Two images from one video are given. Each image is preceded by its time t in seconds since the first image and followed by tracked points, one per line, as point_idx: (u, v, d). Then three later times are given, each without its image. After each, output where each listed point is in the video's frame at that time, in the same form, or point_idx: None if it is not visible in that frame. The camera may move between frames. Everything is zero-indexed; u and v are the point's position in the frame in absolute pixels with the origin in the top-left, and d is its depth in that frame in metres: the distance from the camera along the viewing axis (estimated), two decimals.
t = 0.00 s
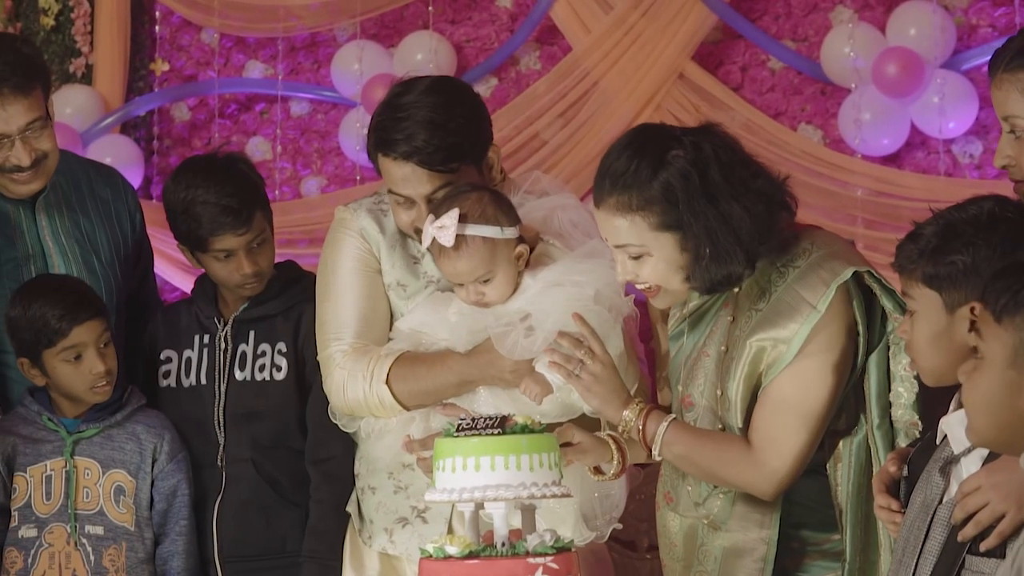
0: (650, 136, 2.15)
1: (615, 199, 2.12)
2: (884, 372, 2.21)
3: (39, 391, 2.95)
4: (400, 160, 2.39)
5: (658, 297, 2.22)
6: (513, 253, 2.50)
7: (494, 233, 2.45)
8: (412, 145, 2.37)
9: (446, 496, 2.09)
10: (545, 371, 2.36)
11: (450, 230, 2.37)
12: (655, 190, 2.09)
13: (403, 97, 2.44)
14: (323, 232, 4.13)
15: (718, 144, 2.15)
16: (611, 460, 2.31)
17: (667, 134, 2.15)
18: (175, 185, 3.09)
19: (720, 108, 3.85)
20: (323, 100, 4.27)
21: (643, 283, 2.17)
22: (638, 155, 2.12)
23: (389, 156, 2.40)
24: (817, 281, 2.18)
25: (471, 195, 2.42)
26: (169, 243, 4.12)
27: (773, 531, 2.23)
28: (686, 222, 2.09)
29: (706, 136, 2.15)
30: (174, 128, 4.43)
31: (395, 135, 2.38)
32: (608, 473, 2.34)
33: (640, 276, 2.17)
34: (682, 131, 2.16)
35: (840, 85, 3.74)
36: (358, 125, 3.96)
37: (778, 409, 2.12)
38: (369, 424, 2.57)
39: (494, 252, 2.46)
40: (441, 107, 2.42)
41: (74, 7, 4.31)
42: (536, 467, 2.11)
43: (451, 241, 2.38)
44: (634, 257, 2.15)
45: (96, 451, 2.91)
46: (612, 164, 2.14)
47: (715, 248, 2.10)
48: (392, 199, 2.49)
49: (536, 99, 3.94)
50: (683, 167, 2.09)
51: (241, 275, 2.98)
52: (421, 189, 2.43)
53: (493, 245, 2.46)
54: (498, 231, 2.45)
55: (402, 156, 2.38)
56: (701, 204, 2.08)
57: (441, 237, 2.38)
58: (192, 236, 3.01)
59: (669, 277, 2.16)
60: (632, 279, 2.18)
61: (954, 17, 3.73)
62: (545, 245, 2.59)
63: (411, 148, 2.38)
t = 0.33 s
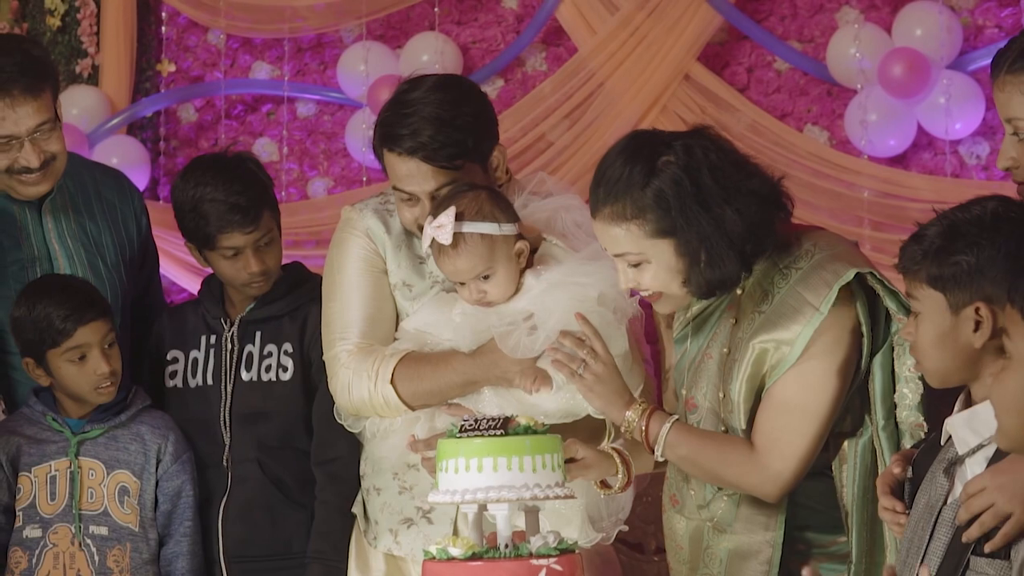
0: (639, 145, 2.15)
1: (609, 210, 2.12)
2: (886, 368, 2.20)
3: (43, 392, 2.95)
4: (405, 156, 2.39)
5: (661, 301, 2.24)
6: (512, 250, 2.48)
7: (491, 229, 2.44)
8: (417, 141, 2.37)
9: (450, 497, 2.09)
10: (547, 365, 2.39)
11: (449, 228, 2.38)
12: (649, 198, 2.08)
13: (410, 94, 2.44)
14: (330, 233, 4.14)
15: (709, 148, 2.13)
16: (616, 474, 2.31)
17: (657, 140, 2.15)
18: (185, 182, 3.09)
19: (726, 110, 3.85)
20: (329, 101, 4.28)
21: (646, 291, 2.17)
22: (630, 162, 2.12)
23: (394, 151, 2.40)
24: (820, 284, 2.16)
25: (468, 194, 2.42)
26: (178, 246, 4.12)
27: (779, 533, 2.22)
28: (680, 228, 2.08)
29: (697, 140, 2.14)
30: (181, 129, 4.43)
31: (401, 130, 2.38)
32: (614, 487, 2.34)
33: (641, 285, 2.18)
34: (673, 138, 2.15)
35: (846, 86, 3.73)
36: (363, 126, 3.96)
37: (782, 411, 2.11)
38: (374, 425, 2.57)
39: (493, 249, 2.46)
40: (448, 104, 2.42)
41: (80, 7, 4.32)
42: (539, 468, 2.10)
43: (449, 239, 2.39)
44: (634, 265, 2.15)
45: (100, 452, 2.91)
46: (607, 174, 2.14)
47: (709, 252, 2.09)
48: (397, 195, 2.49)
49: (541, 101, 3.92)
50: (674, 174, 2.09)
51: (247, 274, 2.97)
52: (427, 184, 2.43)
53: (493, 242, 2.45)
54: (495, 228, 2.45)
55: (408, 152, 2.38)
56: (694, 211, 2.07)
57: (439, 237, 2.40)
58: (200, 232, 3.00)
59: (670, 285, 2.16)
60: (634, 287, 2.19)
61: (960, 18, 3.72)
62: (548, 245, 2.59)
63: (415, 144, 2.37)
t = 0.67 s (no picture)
0: (638, 144, 2.14)
1: (609, 210, 2.12)
2: (888, 371, 2.20)
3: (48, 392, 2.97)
4: (404, 173, 2.38)
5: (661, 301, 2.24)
6: (521, 255, 2.50)
7: (501, 234, 2.46)
8: (415, 158, 2.36)
9: (453, 496, 2.09)
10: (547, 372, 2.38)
11: (458, 232, 2.38)
12: (648, 200, 2.08)
13: (408, 105, 2.41)
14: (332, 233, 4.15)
15: (707, 148, 2.13)
16: (619, 485, 2.31)
17: (654, 140, 2.14)
18: (186, 183, 3.08)
19: (729, 110, 3.85)
20: (332, 101, 4.28)
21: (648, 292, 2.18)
22: (629, 163, 2.12)
23: (392, 169, 2.39)
24: (821, 283, 2.17)
25: (479, 197, 2.43)
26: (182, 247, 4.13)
27: (779, 533, 2.22)
28: (678, 230, 2.08)
29: (697, 140, 2.14)
30: (184, 129, 4.43)
31: (398, 148, 2.37)
32: (617, 498, 2.32)
33: (643, 284, 2.18)
34: (672, 138, 2.14)
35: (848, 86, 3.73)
36: (365, 126, 3.97)
37: (785, 411, 2.11)
38: (377, 424, 2.57)
39: (502, 253, 2.47)
40: (445, 116, 2.39)
41: (83, 7, 4.32)
42: (542, 468, 2.10)
43: (459, 243, 2.39)
44: (634, 266, 2.16)
45: (103, 451, 2.91)
46: (605, 172, 2.13)
47: (707, 253, 2.09)
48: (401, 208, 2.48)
49: (543, 101, 3.92)
50: (673, 175, 2.08)
51: (249, 273, 2.97)
52: (427, 199, 2.42)
53: (502, 247, 2.46)
54: (505, 233, 2.46)
55: (405, 169, 2.37)
56: (693, 209, 2.07)
57: (450, 240, 2.39)
58: (203, 232, 3.00)
59: (669, 283, 2.16)
60: (636, 287, 2.19)
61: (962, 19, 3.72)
62: (555, 248, 2.59)
63: (413, 161, 2.36)
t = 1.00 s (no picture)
0: (654, 130, 2.16)
1: (625, 193, 2.13)
2: (892, 365, 2.20)
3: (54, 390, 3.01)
4: (405, 174, 2.40)
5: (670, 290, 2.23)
6: (520, 257, 2.48)
7: (499, 238, 2.44)
8: (415, 160, 2.37)
9: (455, 495, 2.10)
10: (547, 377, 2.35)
11: (457, 238, 2.37)
12: (663, 183, 2.09)
13: (410, 106, 2.42)
14: (330, 232, 4.15)
15: (725, 135, 2.15)
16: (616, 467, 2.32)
17: (671, 127, 2.16)
18: (190, 181, 3.07)
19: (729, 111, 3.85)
20: (332, 100, 4.29)
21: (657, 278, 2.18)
22: (644, 149, 2.14)
23: (393, 169, 2.40)
24: (830, 276, 2.17)
25: (478, 203, 2.43)
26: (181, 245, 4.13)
27: (778, 529, 2.22)
28: (691, 215, 2.10)
29: (713, 128, 2.16)
30: (183, 129, 4.42)
31: (400, 149, 2.38)
32: (614, 479, 2.33)
33: (653, 271, 2.18)
34: (687, 124, 2.16)
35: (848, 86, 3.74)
36: (365, 125, 3.97)
37: (789, 407, 2.10)
38: (377, 425, 2.57)
39: (501, 257, 2.45)
40: (446, 118, 2.40)
41: (84, 6, 4.21)
42: (544, 468, 2.11)
43: (458, 248, 2.38)
44: (645, 250, 2.16)
45: (106, 451, 2.92)
46: (620, 158, 2.15)
47: (721, 239, 2.11)
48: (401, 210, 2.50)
49: (544, 101, 3.93)
50: (690, 160, 2.10)
51: (251, 272, 2.97)
52: (428, 200, 2.44)
53: (501, 250, 2.45)
54: (503, 236, 2.44)
55: (406, 170, 2.39)
56: (708, 196, 2.09)
57: (449, 245, 2.38)
58: (205, 231, 2.99)
59: (680, 270, 2.17)
60: (645, 274, 2.18)
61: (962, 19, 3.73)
62: (555, 249, 2.58)
63: (414, 163, 2.38)
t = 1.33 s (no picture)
0: (677, 120, 2.17)
1: (648, 178, 2.13)
2: (898, 359, 2.21)
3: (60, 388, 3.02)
4: (406, 170, 2.40)
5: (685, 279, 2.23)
6: (524, 253, 2.47)
7: (504, 231, 2.43)
8: (417, 156, 2.38)
9: (455, 496, 2.11)
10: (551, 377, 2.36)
11: (462, 230, 2.37)
12: (688, 167, 2.10)
13: (413, 103, 2.45)
14: (327, 232, 4.15)
15: (748, 123, 2.17)
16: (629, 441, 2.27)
17: (696, 115, 2.17)
18: (191, 182, 3.07)
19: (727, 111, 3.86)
20: (329, 100, 4.29)
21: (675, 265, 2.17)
22: (667, 138, 2.15)
23: (395, 165, 2.41)
24: (844, 269, 2.17)
25: (482, 196, 2.43)
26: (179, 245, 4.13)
27: (781, 524, 2.23)
28: (717, 201, 2.10)
29: (736, 117, 2.18)
30: (181, 128, 4.42)
31: (402, 145, 2.39)
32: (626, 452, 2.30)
33: (671, 258, 2.18)
34: (711, 113, 2.18)
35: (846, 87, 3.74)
36: (365, 125, 3.96)
37: (794, 400, 2.12)
38: (374, 424, 2.57)
39: (505, 251, 2.44)
40: (448, 115, 2.43)
41: (86, 5, 4.20)
42: (545, 468, 2.12)
43: (462, 240, 2.38)
44: (666, 237, 2.15)
45: (109, 452, 2.93)
46: (638, 148, 2.16)
47: (747, 225, 2.12)
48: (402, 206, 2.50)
49: (550, 96, 3.93)
50: (716, 144, 2.11)
51: (250, 272, 2.97)
52: (429, 196, 2.44)
53: (505, 244, 2.44)
54: (508, 230, 2.44)
55: (409, 166, 2.39)
56: (735, 182, 2.10)
57: (452, 237, 2.38)
58: (205, 230, 2.99)
59: (700, 259, 2.17)
60: (664, 261, 2.18)
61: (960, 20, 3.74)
62: (557, 246, 2.57)
63: (415, 159, 2.38)
